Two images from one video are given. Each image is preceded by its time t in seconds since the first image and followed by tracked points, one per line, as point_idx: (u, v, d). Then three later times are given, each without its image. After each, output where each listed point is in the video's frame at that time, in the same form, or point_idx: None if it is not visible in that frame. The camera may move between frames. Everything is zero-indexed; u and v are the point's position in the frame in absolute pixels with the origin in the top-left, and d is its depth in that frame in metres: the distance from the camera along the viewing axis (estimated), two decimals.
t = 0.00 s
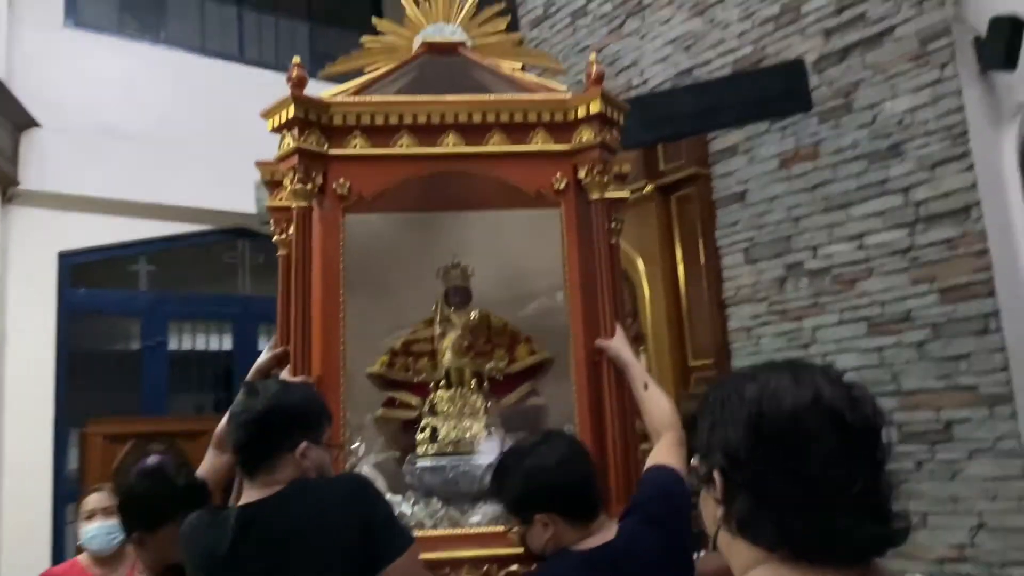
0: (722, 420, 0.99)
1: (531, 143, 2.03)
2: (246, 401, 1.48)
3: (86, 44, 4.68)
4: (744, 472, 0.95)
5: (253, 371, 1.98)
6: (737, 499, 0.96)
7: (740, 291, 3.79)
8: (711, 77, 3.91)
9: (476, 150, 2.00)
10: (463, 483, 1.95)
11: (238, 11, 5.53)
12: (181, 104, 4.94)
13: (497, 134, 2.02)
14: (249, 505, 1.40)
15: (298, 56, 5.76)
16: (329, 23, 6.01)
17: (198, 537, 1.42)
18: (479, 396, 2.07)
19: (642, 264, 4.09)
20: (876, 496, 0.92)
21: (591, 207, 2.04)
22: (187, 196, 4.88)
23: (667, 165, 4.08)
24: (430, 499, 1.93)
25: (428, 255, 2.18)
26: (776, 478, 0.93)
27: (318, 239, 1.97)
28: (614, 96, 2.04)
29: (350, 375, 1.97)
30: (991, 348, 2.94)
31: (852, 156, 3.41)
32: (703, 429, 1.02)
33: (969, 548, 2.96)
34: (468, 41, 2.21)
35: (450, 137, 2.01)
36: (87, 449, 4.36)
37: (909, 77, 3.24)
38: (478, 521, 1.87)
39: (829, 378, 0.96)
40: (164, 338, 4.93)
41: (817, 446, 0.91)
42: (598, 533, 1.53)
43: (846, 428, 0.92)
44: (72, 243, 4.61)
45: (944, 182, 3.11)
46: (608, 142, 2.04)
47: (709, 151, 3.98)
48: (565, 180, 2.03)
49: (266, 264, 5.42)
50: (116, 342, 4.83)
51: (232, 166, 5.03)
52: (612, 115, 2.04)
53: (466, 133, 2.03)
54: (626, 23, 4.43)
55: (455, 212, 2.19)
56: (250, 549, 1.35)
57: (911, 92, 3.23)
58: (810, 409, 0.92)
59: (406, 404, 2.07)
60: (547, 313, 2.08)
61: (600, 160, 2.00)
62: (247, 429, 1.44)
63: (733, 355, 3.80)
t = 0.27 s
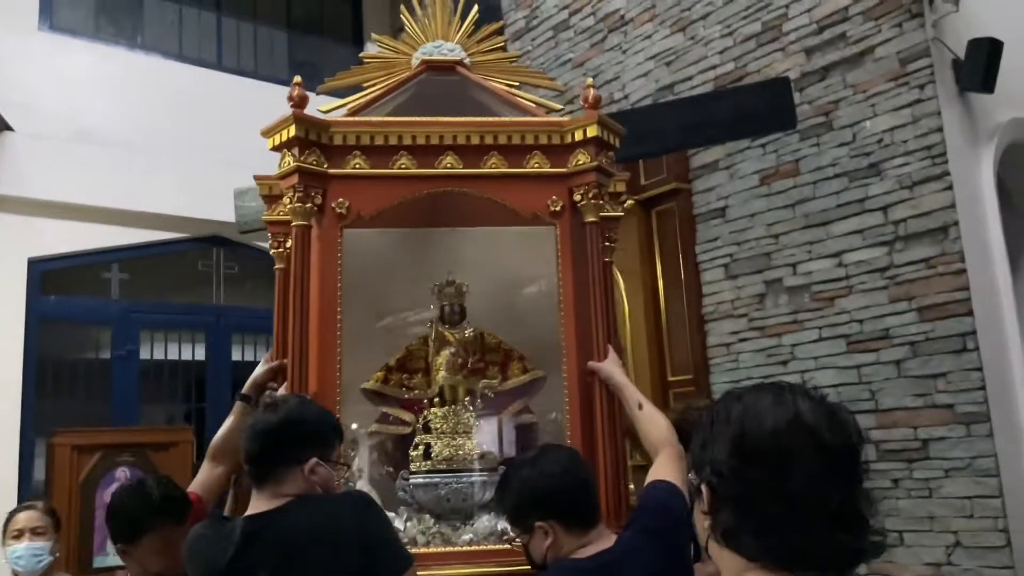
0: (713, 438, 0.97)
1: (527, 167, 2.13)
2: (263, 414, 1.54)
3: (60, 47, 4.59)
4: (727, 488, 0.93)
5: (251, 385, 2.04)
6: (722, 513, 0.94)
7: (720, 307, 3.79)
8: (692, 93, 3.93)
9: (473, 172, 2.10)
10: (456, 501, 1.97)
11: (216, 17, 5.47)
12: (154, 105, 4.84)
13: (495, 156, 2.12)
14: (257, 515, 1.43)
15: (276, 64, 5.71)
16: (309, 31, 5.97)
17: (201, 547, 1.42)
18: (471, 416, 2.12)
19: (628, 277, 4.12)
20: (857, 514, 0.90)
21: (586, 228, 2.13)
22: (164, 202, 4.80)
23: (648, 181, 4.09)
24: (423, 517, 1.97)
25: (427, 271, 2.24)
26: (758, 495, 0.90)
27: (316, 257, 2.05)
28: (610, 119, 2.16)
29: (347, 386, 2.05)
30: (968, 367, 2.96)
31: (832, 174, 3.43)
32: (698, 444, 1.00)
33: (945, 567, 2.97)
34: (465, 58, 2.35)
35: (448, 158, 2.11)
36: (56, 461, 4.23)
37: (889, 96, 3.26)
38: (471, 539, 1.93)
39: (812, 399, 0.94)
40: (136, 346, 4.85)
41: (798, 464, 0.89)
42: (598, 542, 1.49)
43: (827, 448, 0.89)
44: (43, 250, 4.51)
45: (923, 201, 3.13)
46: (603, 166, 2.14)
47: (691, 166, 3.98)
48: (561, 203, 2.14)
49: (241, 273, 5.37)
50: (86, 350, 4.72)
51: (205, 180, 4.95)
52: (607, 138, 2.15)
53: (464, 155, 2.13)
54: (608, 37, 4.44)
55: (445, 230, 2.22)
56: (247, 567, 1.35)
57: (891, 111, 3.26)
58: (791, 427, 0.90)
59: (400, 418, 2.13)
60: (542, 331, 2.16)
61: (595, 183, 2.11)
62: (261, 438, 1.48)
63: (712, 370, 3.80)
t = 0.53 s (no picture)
0: (646, 428, 0.96)
1: (534, 153, 2.09)
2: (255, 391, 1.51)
3: (56, 23, 4.55)
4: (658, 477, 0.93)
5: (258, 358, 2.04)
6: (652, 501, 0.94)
7: (716, 295, 3.78)
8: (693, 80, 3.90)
9: (480, 157, 2.07)
10: (456, 482, 1.98)
11: None
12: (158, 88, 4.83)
13: (502, 142, 2.09)
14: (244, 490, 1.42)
15: (274, 45, 5.66)
16: (308, 12, 5.92)
17: (189, 523, 1.42)
18: (474, 399, 2.11)
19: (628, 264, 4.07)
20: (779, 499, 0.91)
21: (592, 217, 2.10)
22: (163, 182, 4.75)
23: (648, 167, 4.08)
24: (423, 497, 1.98)
25: (434, 255, 2.30)
26: (686, 485, 0.90)
27: (321, 240, 2.03)
28: (620, 106, 2.11)
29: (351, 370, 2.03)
30: (964, 359, 2.95)
31: (832, 164, 3.41)
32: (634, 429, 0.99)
33: (936, 557, 2.98)
34: (477, 39, 2.34)
35: (455, 143, 2.07)
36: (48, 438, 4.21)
37: (891, 86, 3.25)
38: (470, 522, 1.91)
39: (740, 390, 0.94)
40: (130, 326, 4.82)
41: (726, 453, 0.89)
42: (601, 519, 1.50)
43: (752, 438, 0.90)
44: (37, 226, 4.49)
45: (923, 192, 3.12)
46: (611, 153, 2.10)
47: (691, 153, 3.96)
48: (567, 190, 2.10)
49: (236, 255, 5.33)
50: (79, 329, 4.70)
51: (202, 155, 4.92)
52: (617, 125, 2.10)
53: (471, 140, 2.09)
54: (609, 23, 4.41)
55: (457, 211, 2.27)
56: (232, 542, 1.35)
57: (892, 101, 3.24)
58: (717, 418, 0.91)
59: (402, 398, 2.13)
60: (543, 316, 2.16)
61: (602, 172, 2.06)
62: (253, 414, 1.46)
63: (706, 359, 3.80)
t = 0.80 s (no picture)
0: (534, 383, 1.04)
1: (545, 109, 2.04)
2: (283, 339, 1.54)
3: None
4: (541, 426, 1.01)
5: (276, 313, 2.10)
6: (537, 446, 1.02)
7: (725, 265, 3.75)
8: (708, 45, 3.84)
9: (490, 113, 2.03)
10: (463, 438, 1.95)
11: None
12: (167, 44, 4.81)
13: (513, 97, 2.04)
14: (264, 437, 1.45)
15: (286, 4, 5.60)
16: None
17: (208, 465, 1.49)
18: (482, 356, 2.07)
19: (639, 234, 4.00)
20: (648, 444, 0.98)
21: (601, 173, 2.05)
22: (171, 140, 4.77)
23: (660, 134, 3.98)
24: (431, 450, 1.96)
25: (447, 213, 2.27)
26: (567, 432, 0.98)
27: (332, 194, 2.04)
28: (634, 61, 2.04)
29: (363, 322, 2.05)
30: (974, 332, 2.93)
31: (847, 133, 3.37)
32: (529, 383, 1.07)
33: (937, 529, 2.98)
34: None
35: (466, 98, 2.03)
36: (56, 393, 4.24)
37: (910, 54, 3.19)
38: (474, 476, 1.89)
39: (622, 346, 1.01)
40: (138, 284, 4.83)
41: (600, 401, 0.97)
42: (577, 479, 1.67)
43: (627, 390, 0.97)
44: (44, 182, 4.50)
45: (938, 162, 3.08)
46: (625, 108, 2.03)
47: (703, 120, 3.90)
48: (577, 148, 2.04)
49: (245, 216, 5.32)
50: (87, 286, 4.72)
51: (213, 112, 4.91)
52: (632, 81, 2.04)
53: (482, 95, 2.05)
54: None
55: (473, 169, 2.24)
56: (243, 489, 1.42)
57: (910, 69, 3.19)
58: (592, 371, 0.98)
59: (415, 356, 2.11)
60: (553, 276, 2.12)
61: (613, 128, 2.01)
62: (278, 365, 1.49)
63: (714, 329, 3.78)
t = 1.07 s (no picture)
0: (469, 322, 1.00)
1: (549, 63, 1.91)
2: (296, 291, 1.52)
3: None
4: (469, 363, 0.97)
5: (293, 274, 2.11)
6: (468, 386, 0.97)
7: (737, 234, 3.72)
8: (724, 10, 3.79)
9: (494, 68, 1.90)
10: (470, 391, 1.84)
11: None
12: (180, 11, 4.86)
13: (517, 51, 1.91)
14: (266, 380, 1.42)
15: None
16: None
17: (207, 406, 1.46)
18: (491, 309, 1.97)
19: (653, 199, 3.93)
20: (573, 373, 0.94)
21: (606, 129, 1.92)
22: (180, 99, 4.83)
23: (673, 102, 3.93)
24: (438, 404, 1.88)
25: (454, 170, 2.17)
26: (491, 364, 0.94)
27: (339, 152, 1.95)
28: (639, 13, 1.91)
29: (372, 280, 1.99)
30: (986, 303, 2.91)
31: (864, 100, 3.33)
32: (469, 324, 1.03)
33: (943, 499, 2.98)
34: None
35: (469, 53, 1.91)
36: (69, 351, 4.28)
37: (930, 20, 3.14)
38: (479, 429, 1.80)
39: (544, 278, 0.97)
40: (151, 246, 4.84)
41: (521, 333, 0.93)
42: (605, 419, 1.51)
43: (546, 320, 0.93)
44: (59, 141, 4.51)
45: (956, 131, 3.04)
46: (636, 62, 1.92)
47: (718, 88, 3.86)
48: (582, 101, 1.91)
49: (257, 179, 5.32)
50: (100, 247, 4.73)
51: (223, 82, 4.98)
52: (637, 33, 1.91)
53: (485, 49, 1.92)
54: None
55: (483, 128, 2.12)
56: (243, 427, 1.39)
57: (930, 36, 3.14)
58: (512, 303, 0.95)
59: (425, 312, 2.03)
60: (559, 232, 2.01)
61: (619, 81, 1.87)
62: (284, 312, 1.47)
63: (724, 298, 3.76)
